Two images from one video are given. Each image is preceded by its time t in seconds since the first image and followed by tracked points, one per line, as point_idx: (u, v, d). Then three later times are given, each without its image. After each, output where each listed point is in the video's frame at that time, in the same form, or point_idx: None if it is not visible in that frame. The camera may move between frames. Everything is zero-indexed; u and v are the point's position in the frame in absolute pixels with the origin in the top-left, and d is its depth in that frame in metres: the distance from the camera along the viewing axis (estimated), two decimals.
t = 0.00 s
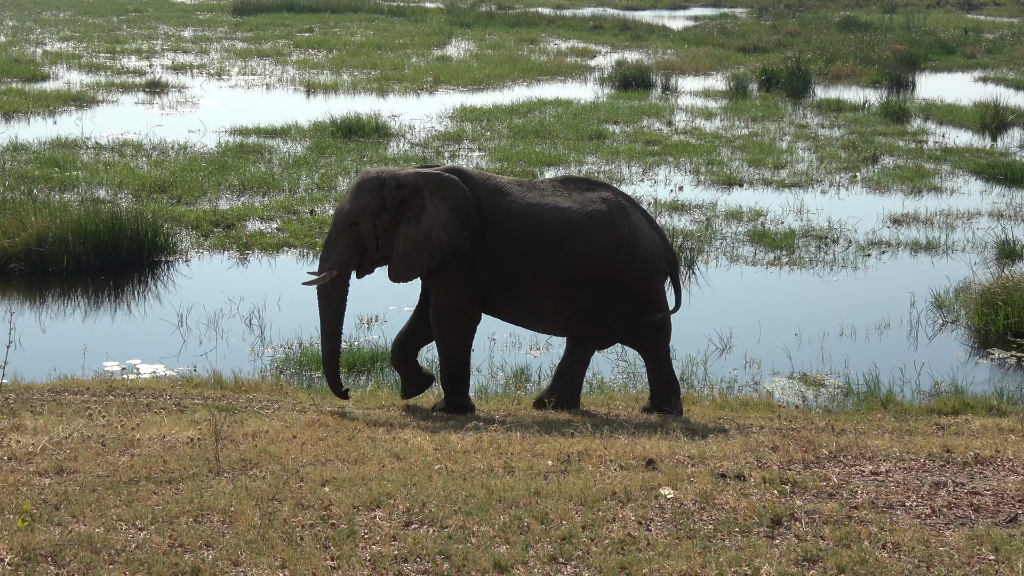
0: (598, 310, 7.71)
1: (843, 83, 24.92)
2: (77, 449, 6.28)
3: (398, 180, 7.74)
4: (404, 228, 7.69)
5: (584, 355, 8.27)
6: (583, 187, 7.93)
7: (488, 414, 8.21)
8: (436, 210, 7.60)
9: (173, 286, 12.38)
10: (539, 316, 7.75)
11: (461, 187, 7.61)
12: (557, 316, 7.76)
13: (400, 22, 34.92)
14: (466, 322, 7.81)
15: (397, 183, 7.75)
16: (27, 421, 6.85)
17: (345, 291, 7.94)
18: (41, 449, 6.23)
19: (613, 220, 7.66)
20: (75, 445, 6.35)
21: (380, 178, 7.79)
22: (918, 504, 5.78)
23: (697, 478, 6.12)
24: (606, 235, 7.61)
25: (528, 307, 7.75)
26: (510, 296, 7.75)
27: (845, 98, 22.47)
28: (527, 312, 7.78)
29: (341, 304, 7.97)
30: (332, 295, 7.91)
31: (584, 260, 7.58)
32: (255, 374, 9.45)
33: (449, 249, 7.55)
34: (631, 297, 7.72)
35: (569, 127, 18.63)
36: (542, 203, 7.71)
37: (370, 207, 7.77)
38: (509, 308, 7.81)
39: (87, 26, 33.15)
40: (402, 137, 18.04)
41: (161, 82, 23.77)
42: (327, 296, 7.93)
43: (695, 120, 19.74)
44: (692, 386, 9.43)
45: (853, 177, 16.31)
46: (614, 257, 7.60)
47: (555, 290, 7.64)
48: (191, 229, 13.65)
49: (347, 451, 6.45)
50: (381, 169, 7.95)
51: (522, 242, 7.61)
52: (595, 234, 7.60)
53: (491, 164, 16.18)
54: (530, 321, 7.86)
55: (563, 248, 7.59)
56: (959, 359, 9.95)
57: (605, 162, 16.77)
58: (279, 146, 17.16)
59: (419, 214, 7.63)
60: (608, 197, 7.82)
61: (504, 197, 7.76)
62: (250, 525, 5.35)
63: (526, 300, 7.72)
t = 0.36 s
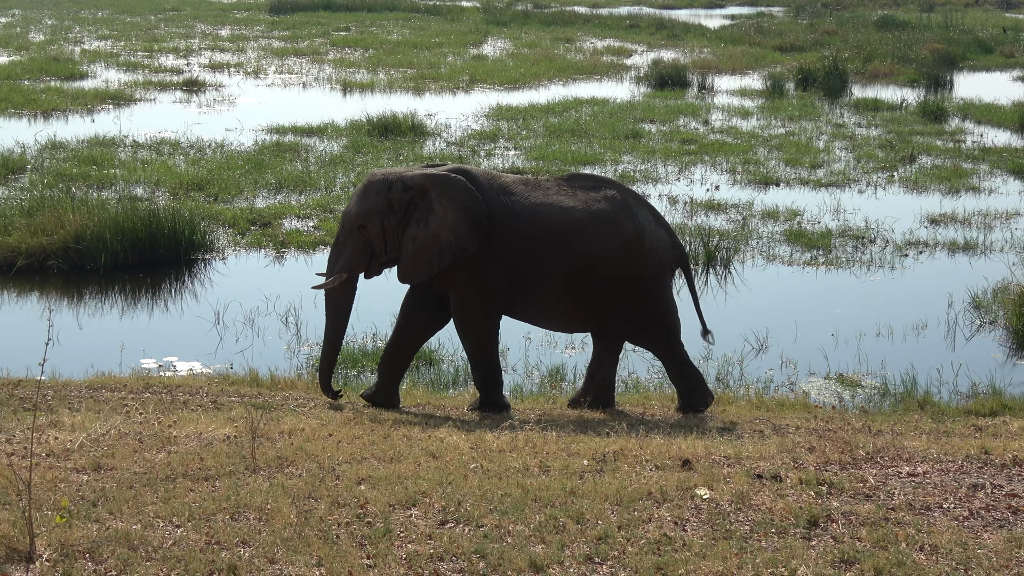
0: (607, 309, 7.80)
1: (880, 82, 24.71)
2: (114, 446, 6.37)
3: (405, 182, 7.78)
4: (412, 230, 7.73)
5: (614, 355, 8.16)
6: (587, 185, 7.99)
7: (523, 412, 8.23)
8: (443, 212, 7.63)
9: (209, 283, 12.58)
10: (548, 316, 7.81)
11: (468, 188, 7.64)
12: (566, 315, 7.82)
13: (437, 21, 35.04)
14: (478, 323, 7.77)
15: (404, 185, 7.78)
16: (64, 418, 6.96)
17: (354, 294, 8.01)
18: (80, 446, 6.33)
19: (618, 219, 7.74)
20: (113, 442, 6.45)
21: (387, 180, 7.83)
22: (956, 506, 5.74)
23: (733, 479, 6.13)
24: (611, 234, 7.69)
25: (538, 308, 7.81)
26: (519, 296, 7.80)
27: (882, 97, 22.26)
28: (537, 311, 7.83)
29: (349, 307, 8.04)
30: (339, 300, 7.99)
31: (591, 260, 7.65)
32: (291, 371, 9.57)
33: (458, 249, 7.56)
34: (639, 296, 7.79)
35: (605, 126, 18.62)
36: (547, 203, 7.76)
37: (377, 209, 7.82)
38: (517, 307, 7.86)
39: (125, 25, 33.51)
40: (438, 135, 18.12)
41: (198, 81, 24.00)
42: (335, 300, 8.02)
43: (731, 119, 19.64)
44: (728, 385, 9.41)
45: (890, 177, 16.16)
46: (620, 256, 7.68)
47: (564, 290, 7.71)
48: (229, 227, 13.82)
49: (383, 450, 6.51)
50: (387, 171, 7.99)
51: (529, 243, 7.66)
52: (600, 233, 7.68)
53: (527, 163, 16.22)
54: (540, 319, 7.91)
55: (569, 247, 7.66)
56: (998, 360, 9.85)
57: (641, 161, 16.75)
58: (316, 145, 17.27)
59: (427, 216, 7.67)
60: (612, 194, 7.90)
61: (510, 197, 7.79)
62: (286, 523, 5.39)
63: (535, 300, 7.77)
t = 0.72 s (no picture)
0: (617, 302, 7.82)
1: (925, 82, 24.44)
2: (159, 440, 6.50)
3: (415, 183, 7.82)
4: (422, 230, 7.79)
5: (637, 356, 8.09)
6: (596, 178, 7.98)
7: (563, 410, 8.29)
8: (452, 212, 7.65)
9: (251, 280, 12.79)
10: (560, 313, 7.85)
11: (476, 187, 7.64)
12: (578, 310, 7.86)
13: (479, 19, 35.15)
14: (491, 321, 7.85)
15: (413, 187, 7.83)
16: (109, 413, 7.12)
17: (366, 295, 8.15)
18: (124, 440, 6.46)
19: (627, 212, 7.72)
20: (157, 437, 6.58)
21: (396, 182, 7.88)
22: (1000, 508, 5.70)
23: (775, 478, 6.13)
24: (620, 228, 7.68)
25: (550, 304, 7.84)
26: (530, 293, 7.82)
27: (927, 96, 22.01)
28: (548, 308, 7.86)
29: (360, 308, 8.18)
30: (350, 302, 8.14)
31: (600, 255, 7.66)
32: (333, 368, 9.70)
33: (468, 250, 7.58)
34: (649, 288, 7.82)
35: (647, 124, 18.60)
36: (556, 199, 7.76)
37: (388, 211, 7.89)
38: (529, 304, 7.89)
39: (170, 22, 33.95)
40: (480, 134, 18.21)
41: (242, 78, 24.30)
42: (347, 300, 8.16)
43: (774, 118, 19.53)
44: (770, 385, 9.39)
45: (935, 176, 15.99)
46: (629, 249, 7.68)
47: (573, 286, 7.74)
48: (272, 224, 14.02)
49: (425, 447, 6.59)
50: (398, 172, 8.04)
51: (538, 240, 7.68)
52: (609, 227, 7.68)
53: (569, 161, 16.25)
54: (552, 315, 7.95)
55: (579, 243, 7.66)
56: None
57: (684, 159, 16.71)
58: (359, 142, 17.41)
59: (438, 216, 7.71)
60: (621, 186, 7.88)
61: (520, 194, 7.80)
62: (329, 519, 5.48)
63: (547, 297, 7.80)
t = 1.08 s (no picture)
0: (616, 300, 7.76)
1: (962, 81, 24.19)
2: (193, 437, 6.60)
3: (419, 173, 7.86)
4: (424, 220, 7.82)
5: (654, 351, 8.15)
6: (602, 175, 7.97)
7: (595, 409, 8.31)
8: (455, 203, 7.67)
9: (285, 278, 12.93)
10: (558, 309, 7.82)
11: (480, 179, 7.67)
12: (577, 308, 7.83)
13: (514, 17, 35.21)
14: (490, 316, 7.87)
15: (418, 177, 7.87)
16: (144, 409, 7.23)
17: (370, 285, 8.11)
18: (159, 436, 6.56)
19: (629, 209, 7.69)
20: (191, 433, 6.67)
21: (401, 171, 7.92)
22: None
23: (809, 478, 6.13)
24: (623, 225, 7.64)
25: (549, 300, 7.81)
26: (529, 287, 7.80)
27: (965, 96, 21.78)
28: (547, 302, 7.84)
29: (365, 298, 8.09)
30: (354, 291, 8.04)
31: (600, 251, 7.63)
32: (367, 365, 9.79)
33: (468, 240, 7.59)
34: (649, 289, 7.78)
35: (681, 123, 18.57)
36: (559, 193, 7.75)
37: (392, 200, 7.92)
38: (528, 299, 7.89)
39: (206, 20, 34.28)
40: (514, 132, 18.27)
41: (277, 75, 24.52)
42: (350, 289, 8.08)
43: (809, 117, 19.41)
44: (803, 385, 9.37)
45: (971, 176, 15.84)
46: (629, 247, 7.64)
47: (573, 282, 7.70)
48: (307, 221, 14.17)
49: (458, 444, 6.66)
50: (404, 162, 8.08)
51: (540, 233, 7.67)
52: (610, 224, 7.64)
53: (603, 159, 16.26)
54: (551, 309, 7.93)
55: (580, 239, 7.64)
56: None
57: (718, 158, 16.67)
58: (393, 140, 17.52)
59: (441, 207, 7.74)
60: (625, 183, 7.87)
61: (523, 189, 7.82)
62: (362, 516, 5.54)
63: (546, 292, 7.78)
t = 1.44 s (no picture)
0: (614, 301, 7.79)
1: (998, 81, 23.95)
2: (226, 434, 6.70)
3: (423, 170, 8.06)
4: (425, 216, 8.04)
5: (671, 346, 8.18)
6: (606, 177, 8.04)
7: (626, 408, 8.35)
8: (459, 201, 7.91)
9: (317, 277, 13.08)
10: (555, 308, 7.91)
11: (484, 177, 7.91)
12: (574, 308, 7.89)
13: (547, 15, 35.24)
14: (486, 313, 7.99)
15: (421, 174, 8.07)
16: (178, 407, 7.34)
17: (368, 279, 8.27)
18: (192, 433, 6.66)
19: (629, 211, 7.71)
20: (224, 430, 6.77)
21: (406, 167, 8.13)
22: None
23: (842, 479, 6.13)
24: (622, 226, 7.67)
25: (546, 298, 7.91)
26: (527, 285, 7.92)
27: (1001, 95, 21.56)
28: (543, 299, 7.93)
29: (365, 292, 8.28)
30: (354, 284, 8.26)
31: (597, 251, 7.68)
32: (399, 363, 9.89)
33: (471, 237, 7.85)
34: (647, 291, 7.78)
35: (714, 122, 18.52)
36: (560, 193, 7.87)
37: (393, 196, 8.12)
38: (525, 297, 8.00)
39: (240, 18, 34.57)
40: (546, 131, 18.31)
41: (311, 74, 24.70)
42: (350, 282, 8.27)
43: (843, 116, 19.30)
44: (836, 385, 9.34)
45: (1007, 176, 15.70)
46: (627, 248, 7.66)
47: (569, 281, 7.77)
48: (339, 220, 14.30)
49: (490, 443, 6.72)
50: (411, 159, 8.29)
51: (540, 232, 7.79)
52: (609, 225, 7.68)
53: (635, 158, 16.27)
54: (549, 309, 7.98)
55: (578, 239, 7.71)
56: None
57: (751, 157, 16.62)
58: (425, 138, 17.60)
59: (444, 205, 7.97)
60: (628, 185, 7.91)
61: (526, 188, 7.96)
62: (394, 514, 5.61)
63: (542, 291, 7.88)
